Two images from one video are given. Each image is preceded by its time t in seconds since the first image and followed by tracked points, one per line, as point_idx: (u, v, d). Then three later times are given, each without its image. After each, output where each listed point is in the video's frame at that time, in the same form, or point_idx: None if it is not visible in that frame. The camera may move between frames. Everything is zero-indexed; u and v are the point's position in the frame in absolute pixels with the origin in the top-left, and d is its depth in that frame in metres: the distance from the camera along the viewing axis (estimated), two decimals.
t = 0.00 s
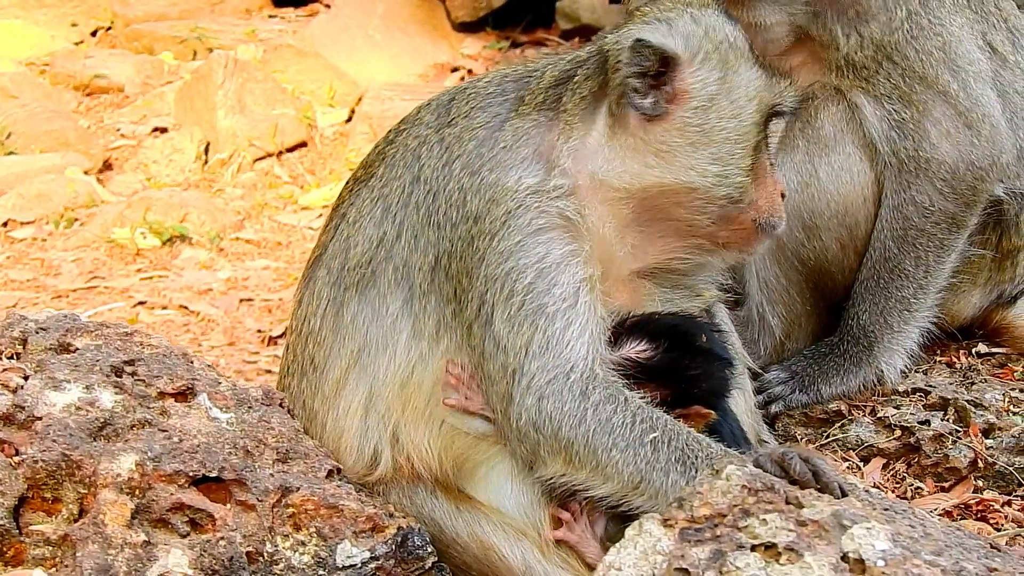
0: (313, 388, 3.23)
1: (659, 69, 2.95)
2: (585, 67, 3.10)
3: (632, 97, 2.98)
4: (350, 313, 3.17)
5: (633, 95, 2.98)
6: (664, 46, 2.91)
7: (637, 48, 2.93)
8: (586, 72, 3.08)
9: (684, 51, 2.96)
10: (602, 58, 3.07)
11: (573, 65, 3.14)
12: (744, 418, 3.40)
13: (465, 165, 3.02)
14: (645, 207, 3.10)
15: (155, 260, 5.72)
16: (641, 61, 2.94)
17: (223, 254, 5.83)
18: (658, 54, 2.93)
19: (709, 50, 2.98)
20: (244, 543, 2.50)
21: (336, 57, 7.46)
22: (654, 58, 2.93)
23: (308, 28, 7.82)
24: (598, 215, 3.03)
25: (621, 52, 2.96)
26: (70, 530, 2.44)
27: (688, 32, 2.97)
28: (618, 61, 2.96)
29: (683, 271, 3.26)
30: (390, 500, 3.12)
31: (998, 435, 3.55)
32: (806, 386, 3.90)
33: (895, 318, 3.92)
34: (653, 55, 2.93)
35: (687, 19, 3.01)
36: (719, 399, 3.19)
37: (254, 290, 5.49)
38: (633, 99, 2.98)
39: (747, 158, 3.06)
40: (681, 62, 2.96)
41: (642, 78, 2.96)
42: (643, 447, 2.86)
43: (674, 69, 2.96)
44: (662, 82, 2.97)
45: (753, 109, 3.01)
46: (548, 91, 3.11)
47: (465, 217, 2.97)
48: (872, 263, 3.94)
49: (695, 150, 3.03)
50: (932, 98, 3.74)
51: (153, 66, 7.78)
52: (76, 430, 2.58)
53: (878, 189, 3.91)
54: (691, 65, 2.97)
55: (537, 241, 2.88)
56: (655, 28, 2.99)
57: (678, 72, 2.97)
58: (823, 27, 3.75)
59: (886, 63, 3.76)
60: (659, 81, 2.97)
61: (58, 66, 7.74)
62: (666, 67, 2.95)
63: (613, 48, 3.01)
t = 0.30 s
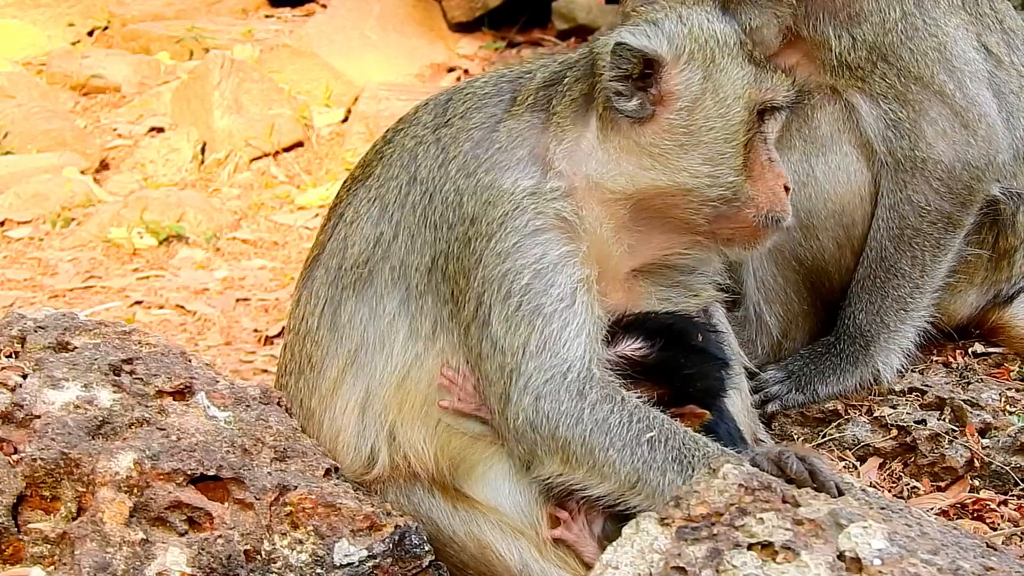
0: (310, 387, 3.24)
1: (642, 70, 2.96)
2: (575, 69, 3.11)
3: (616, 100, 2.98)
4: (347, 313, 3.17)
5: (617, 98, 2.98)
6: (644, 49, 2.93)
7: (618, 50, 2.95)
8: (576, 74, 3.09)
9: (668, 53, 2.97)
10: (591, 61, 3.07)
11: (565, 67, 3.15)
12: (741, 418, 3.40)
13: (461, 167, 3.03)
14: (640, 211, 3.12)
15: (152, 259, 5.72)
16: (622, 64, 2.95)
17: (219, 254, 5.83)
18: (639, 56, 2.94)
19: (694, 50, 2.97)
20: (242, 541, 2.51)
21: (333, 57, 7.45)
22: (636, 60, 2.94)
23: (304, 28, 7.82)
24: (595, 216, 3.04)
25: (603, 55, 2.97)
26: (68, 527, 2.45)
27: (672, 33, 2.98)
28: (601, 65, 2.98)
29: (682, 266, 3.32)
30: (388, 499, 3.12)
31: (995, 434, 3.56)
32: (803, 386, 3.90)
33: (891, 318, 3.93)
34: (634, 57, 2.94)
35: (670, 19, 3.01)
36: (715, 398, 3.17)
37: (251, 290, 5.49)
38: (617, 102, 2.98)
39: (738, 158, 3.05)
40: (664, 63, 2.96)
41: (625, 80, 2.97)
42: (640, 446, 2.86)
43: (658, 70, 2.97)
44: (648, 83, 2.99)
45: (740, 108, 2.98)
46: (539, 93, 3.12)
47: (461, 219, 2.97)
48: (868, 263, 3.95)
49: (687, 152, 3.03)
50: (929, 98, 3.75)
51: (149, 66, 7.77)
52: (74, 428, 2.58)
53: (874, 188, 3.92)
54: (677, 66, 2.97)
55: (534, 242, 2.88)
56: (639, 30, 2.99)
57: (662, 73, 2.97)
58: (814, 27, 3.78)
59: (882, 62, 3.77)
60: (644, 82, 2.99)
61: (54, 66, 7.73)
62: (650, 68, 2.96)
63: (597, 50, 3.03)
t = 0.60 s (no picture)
0: (307, 387, 3.24)
1: (634, 72, 2.98)
2: (570, 71, 3.13)
3: (608, 102, 3.00)
4: (345, 313, 3.18)
5: (610, 100, 2.99)
6: (636, 51, 2.94)
7: (611, 52, 2.96)
8: (570, 76, 3.11)
9: (661, 55, 2.98)
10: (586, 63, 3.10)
11: (559, 69, 3.17)
12: (737, 418, 3.41)
13: (458, 168, 3.03)
14: (638, 212, 3.12)
15: (150, 260, 5.73)
16: (614, 65, 2.97)
17: (217, 255, 5.84)
18: (632, 58, 2.95)
19: (686, 52, 2.98)
20: (238, 542, 2.52)
21: (331, 57, 7.45)
22: (627, 62, 2.96)
23: (302, 28, 7.83)
24: (592, 216, 3.04)
25: (596, 57, 3.00)
26: (65, 529, 2.45)
27: (664, 34, 3.00)
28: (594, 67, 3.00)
29: (679, 267, 3.31)
30: (384, 500, 3.12)
31: (990, 434, 3.56)
32: (799, 386, 3.92)
33: (887, 318, 3.94)
34: (625, 59, 2.96)
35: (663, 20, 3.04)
36: (713, 396, 3.20)
37: (249, 291, 5.50)
38: (609, 103, 2.99)
39: (731, 159, 3.06)
40: (657, 65, 2.97)
41: (617, 82, 2.99)
42: (636, 447, 2.87)
43: (650, 72, 2.98)
44: (641, 85, 3.00)
45: (733, 109, 3.00)
46: (534, 95, 3.12)
47: (458, 220, 2.98)
48: (864, 263, 3.96)
49: (680, 153, 3.04)
50: (922, 99, 3.77)
51: (147, 68, 7.77)
52: (70, 429, 2.59)
53: (870, 189, 3.92)
54: (670, 68, 2.99)
55: (530, 243, 2.89)
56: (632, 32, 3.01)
57: (655, 75, 2.98)
58: (806, 32, 3.80)
59: (876, 64, 3.79)
60: (637, 85, 3.00)
61: (52, 67, 7.73)
62: (643, 70, 2.98)
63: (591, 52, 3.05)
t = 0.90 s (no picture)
0: (299, 390, 3.24)
1: (630, 72, 2.97)
2: (564, 71, 3.12)
3: (604, 102, 2.98)
4: (337, 315, 3.18)
5: (605, 99, 2.98)
6: (633, 51, 2.94)
7: (607, 52, 2.96)
8: (565, 78, 3.10)
9: (657, 56, 2.98)
10: (580, 64, 3.09)
11: (553, 70, 3.17)
12: (729, 420, 3.41)
13: (450, 170, 3.04)
14: (630, 216, 3.12)
15: (144, 260, 5.72)
16: (610, 65, 2.97)
17: (211, 255, 5.83)
18: (628, 58, 2.95)
19: (682, 53, 2.97)
20: (228, 545, 2.51)
21: (325, 57, 7.44)
22: (624, 62, 2.96)
23: (296, 28, 7.82)
24: (584, 219, 3.03)
25: (592, 57, 3.00)
26: (55, 532, 2.45)
27: (660, 35, 2.99)
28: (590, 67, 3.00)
29: (671, 270, 3.31)
30: (375, 502, 3.12)
31: (982, 434, 3.56)
32: (790, 386, 3.92)
33: (878, 318, 3.94)
34: (622, 59, 2.95)
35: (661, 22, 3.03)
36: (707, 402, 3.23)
37: (243, 291, 5.50)
38: (604, 103, 2.98)
39: (725, 160, 3.04)
40: (653, 65, 2.97)
41: (613, 82, 2.98)
42: (627, 449, 2.88)
43: (646, 73, 2.98)
44: (636, 86, 2.99)
45: (728, 110, 2.98)
46: (528, 96, 3.13)
47: (450, 222, 2.98)
48: (855, 263, 3.96)
49: (675, 155, 3.03)
50: (912, 99, 3.77)
51: (141, 67, 7.77)
52: (60, 432, 2.59)
53: (861, 189, 3.93)
54: (666, 69, 2.98)
55: (522, 245, 2.89)
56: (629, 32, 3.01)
57: (651, 75, 2.98)
58: (795, 32, 3.79)
59: (864, 64, 3.78)
60: (632, 85, 2.99)
61: (46, 67, 7.73)
62: (638, 70, 2.97)
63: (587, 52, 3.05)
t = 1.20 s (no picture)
0: (284, 391, 3.24)
1: (622, 72, 2.96)
2: (554, 72, 3.12)
3: (597, 101, 2.97)
4: (321, 317, 3.18)
5: (598, 98, 2.97)
6: (626, 50, 2.92)
7: (600, 52, 2.95)
8: (554, 79, 3.10)
9: (651, 56, 2.96)
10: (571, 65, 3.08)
11: (542, 70, 3.17)
12: (714, 421, 3.42)
13: (436, 171, 3.04)
14: (614, 219, 3.11)
15: (130, 264, 5.71)
16: (603, 64, 2.96)
17: (198, 259, 5.82)
18: (621, 58, 2.94)
19: (675, 54, 2.97)
20: (213, 546, 2.51)
21: (313, 61, 7.45)
22: (617, 62, 2.94)
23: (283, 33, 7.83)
24: (569, 221, 3.03)
25: (585, 57, 2.99)
26: (39, 532, 2.45)
27: (652, 36, 2.97)
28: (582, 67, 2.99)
29: (655, 273, 3.31)
30: (360, 503, 3.14)
31: (967, 437, 3.57)
32: (776, 388, 3.93)
33: (863, 320, 3.96)
34: (615, 59, 2.94)
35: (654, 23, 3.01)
36: (695, 410, 3.27)
37: (230, 295, 5.49)
38: (597, 102, 2.97)
39: (716, 160, 3.05)
40: (646, 65, 2.95)
41: (605, 82, 2.98)
42: (612, 450, 2.89)
43: (638, 73, 2.96)
44: (628, 86, 2.98)
45: (720, 111, 3.00)
46: (519, 97, 3.13)
47: (435, 223, 2.99)
48: (841, 265, 3.97)
49: (665, 155, 3.02)
50: (898, 100, 3.77)
51: (128, 71, 7.76)
52: (45, 433, 2.58)
53: (846, 191, 3.94)
54: (658, 69, 2.96)
55: (507, 247, 2.89)
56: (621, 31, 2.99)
57: (643, 75, 2.96)
58: (778, 33, 3.85)
59: (849, 65, 3.80)
60: (624, 85, 2.98)
61: (33, 70, 7.71)
62: (631, 70, 2.96)
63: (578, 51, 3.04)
